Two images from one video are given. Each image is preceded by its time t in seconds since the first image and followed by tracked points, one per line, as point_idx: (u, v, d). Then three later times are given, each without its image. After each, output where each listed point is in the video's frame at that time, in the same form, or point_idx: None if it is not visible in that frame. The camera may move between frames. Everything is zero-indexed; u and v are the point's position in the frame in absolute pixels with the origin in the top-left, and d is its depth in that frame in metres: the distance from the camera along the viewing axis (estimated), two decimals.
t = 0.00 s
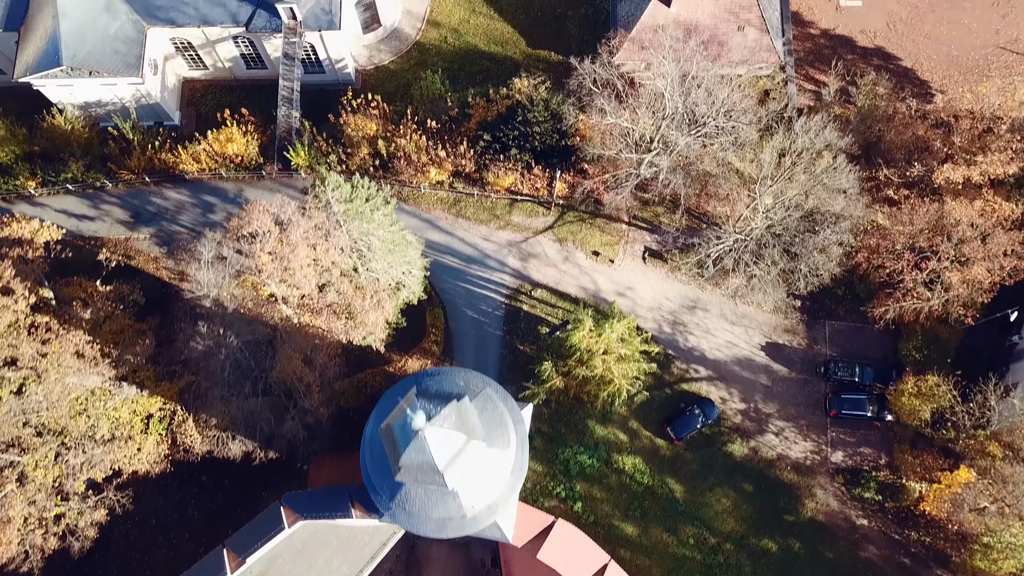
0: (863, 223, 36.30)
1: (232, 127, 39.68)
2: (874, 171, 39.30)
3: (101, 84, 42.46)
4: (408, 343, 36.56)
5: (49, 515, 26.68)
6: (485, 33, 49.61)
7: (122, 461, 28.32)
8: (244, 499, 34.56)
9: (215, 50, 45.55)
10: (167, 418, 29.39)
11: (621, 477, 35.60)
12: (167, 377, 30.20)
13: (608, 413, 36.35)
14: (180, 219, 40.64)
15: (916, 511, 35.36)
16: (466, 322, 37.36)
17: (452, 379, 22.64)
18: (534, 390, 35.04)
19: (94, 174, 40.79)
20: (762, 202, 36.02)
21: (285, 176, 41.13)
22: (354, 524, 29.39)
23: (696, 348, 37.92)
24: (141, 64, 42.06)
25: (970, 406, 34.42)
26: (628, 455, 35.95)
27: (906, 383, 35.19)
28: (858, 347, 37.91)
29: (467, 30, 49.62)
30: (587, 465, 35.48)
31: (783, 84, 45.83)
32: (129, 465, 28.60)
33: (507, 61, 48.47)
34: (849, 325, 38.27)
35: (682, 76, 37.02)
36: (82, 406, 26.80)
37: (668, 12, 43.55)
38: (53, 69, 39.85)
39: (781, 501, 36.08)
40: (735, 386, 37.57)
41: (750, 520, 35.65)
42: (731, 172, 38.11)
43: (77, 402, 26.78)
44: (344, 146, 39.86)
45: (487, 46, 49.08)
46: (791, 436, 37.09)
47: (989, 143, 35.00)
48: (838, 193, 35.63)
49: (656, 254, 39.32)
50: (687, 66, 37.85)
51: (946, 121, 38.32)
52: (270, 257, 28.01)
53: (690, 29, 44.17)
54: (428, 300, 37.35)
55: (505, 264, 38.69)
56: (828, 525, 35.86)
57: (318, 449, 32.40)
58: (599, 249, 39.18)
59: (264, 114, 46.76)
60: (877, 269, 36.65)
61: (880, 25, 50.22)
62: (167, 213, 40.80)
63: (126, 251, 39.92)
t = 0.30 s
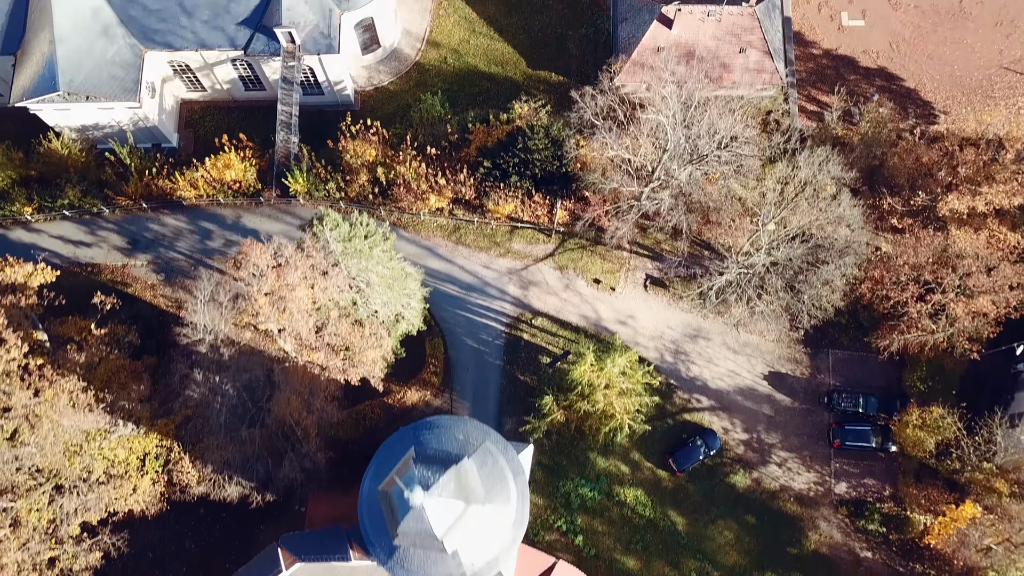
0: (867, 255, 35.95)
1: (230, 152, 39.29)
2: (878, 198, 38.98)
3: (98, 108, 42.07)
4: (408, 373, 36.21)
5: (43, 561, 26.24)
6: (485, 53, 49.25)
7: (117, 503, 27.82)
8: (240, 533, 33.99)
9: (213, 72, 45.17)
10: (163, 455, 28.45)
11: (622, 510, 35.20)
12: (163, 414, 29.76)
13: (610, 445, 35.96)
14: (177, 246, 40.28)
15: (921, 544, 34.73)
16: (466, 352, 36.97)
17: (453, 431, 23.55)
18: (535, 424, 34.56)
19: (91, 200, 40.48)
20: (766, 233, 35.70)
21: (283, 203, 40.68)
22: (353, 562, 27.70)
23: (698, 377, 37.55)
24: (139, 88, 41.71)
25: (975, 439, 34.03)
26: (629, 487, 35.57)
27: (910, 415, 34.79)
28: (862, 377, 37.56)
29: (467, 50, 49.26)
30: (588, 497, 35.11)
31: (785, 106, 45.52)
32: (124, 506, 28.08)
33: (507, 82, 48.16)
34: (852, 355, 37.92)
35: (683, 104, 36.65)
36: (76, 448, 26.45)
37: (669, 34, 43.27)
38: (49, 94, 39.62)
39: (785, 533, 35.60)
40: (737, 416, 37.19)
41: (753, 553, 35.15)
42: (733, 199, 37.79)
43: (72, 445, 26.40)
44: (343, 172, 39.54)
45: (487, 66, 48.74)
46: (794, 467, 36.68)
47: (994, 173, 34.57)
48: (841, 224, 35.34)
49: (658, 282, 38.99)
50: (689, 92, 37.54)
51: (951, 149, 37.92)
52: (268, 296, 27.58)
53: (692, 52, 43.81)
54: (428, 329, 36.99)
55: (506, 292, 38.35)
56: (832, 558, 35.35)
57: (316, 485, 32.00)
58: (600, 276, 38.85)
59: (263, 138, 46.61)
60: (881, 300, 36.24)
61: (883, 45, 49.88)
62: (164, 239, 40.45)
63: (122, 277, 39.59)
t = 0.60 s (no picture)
0: (874, 289, 35.34)
1: (228, 180, 39.00)
2: (882, 226, 38.55)
3: (95, 133, 41.67)
4: (408, 406, 35.84)
5: None
6: (485, 74, 48.86)
7: (111, 547, 27.25)
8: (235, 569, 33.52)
9: (210, 96, 44.81)
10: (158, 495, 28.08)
11: (624, 545, 34.78)
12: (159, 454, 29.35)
13: (611, 478, 35.57)
14: (174, 274, 39.94)
15: None
16: (465, 384, 36.59)
17: (451, 488, 25.43)
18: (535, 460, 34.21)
19: (87, 227, 40.02)
20: (768, 265, 35.38)
21: (281, 231, 40.32)
22: None
23: (700, 409, 37.18)
24: (136, 114, 41.44)
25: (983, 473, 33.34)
26: (631, 520, 35.17)
27: (915, 448, 34.30)
28: (866, 408, 37.24)
29: (467, 72, 48.89)
30: (589, 532, 34.70)
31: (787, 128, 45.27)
32: (119, 550, 27.46)
33: (507, 104, 47.80)
34: (856, 385, 37.57)
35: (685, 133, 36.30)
36: (69, 494, 25.96)
37: (670, 57, 42.97)
38: (45, 121, 39.14)
39: (788, 567, 35.14)
40: (740, 447, 36.82)
41: None
42: (736, 228, 37.36)
43: (65, 491, 25.90)
44: (341, 200, 39.18)
45: (487, 88, 48.37)
46: (797, 499, 36.26)
47: (999, 205, 34.16)
48: (846, 256, 34.93)
49: (660, 311, 38.62)
50: (691, 121, 37.20)
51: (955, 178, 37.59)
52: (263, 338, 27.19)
53: (694, 75, 43.42)
54: (427, 361, 36.63)
55: (505, 322, 37.98)
56: None
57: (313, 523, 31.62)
58: (601, 305, 38.49)
59: (262, 162, 46.35)
60: (886, 333, 35.71)
61: (886, 66, 49.51)
62: (161, 267, 40.12)
63: (119, 306, 39.23)
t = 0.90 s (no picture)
0: (878, 323, 35.01)
1: (225, 209, 38.56)
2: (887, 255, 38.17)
3: (92, 159, 41.29)
4: (407, 439, 35.55)
5: None
6: (485, 96, 48.48)
7: None
8: None
9: (208, 120, 44.44)
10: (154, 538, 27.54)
11: None
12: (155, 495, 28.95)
13: (612, 512, 35.12)
14: (171, 303, 39.59)
15: None
16: (465, 417, 36.20)
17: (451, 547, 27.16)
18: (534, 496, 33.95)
19: (83, 254, 39.61)
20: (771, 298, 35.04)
21: (279, 260, 40.02)
22: None
23: (703, 441, 36.78)
24: (132, 140, 41.08)
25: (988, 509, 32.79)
26: (632, 555, 34.72)
27: (920, 482, 33.92)
28: (870, 441, 36.91)
29: (467, 94, 48.52)
30: (590, 568, 34.25)
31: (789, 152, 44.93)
32: None
33: (507, 127, 47.44)
34: (860, 418, 37.22)
35: (688, 163, 35.90)
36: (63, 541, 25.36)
37: (672, 81, 42.59)
38: (41, 146, 38.82)
39: None
40: (742, 480, 36.43)
41: None
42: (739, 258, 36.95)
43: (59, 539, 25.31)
44: (340, 230, 38.83)
45: (487, 110, 48.01)
46: (800, 533, 35.86)
47: (1005, 239, 33.81)
48: (849, 290, 34.63)
49: (662, 342, 38.26)
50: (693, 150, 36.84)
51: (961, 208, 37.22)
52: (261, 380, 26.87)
53: (696, 99, 43.01)
54: (427, 394, 36.25)
55: (505, 353, 37.59)
56: None
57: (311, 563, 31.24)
58: (602, 335, 38.12)
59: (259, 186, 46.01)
60: (890, 366, 35.45)
61: (889, 87, 49.13)
62: (158, 295, 39.75)
63: (115, 336, 38.87)
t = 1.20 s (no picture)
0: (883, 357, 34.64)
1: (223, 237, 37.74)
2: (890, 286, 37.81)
3: (88, 186, 40.91)
4: (407, 474, 35.21)
5: None
6: (485, 119, 48.12)
7: None
8: None
9: (206, 145, 44.03)
10: None
11: None
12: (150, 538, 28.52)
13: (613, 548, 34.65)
14: (168, 332, 39.20)
15: None
16: (465, 451, 35.81)
17: None
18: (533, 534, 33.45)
19: (79, 283, 39.10)
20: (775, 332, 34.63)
21: (277, 289, 39.70)
22: None
23: (705, 475, 36.37)
24: (129, 167, 40.67)
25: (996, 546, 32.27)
26: None
27: (925, 518, 33.49)
28: (874, 474, 36.53)
29: (467, 117, 48.15)
30: None
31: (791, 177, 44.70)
32: None
33: (507, 151, 47.09)
34: (864, 451, 36.84)
35: (690, 195, 35.53)
36: None
37: (673, 105, 42.17)
38: (37, 174, 38.39)
39: None
40: (745, 514, 36.01)
41: None
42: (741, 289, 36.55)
43: None
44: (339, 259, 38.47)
45: (487, 134, 47.67)
46: (804, 568, 35.44)
47: (1011, 273, 33.38)
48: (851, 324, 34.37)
49: (663, 373, 37.90)
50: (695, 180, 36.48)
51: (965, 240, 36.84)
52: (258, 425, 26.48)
53: (698, 124, 42.59)
54: (426, 428, 35.84)
55: (506, 385, 37.20)
56: None
57: None
58: (603, 367, 37.75)
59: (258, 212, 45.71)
60: (893, 401, 35.16)
61: (891, 109, 48.76)
62: (155, 325, 39.37)
63: (112, 366, 38.50)
